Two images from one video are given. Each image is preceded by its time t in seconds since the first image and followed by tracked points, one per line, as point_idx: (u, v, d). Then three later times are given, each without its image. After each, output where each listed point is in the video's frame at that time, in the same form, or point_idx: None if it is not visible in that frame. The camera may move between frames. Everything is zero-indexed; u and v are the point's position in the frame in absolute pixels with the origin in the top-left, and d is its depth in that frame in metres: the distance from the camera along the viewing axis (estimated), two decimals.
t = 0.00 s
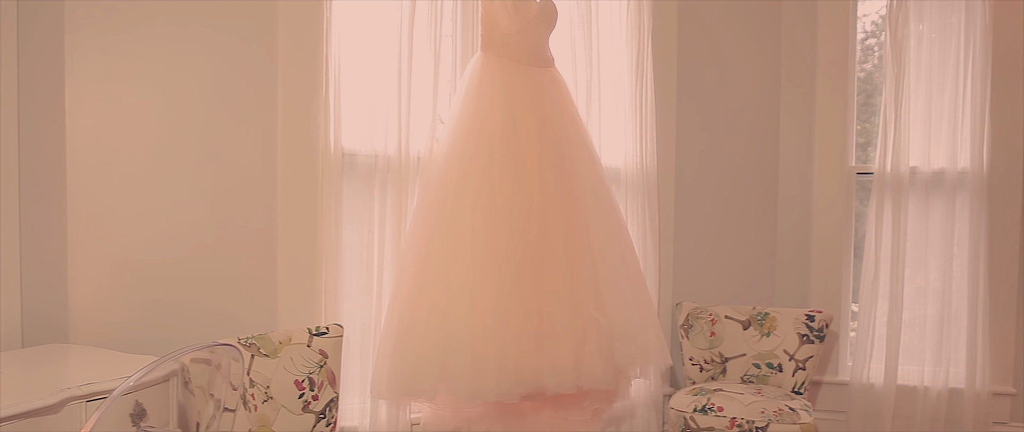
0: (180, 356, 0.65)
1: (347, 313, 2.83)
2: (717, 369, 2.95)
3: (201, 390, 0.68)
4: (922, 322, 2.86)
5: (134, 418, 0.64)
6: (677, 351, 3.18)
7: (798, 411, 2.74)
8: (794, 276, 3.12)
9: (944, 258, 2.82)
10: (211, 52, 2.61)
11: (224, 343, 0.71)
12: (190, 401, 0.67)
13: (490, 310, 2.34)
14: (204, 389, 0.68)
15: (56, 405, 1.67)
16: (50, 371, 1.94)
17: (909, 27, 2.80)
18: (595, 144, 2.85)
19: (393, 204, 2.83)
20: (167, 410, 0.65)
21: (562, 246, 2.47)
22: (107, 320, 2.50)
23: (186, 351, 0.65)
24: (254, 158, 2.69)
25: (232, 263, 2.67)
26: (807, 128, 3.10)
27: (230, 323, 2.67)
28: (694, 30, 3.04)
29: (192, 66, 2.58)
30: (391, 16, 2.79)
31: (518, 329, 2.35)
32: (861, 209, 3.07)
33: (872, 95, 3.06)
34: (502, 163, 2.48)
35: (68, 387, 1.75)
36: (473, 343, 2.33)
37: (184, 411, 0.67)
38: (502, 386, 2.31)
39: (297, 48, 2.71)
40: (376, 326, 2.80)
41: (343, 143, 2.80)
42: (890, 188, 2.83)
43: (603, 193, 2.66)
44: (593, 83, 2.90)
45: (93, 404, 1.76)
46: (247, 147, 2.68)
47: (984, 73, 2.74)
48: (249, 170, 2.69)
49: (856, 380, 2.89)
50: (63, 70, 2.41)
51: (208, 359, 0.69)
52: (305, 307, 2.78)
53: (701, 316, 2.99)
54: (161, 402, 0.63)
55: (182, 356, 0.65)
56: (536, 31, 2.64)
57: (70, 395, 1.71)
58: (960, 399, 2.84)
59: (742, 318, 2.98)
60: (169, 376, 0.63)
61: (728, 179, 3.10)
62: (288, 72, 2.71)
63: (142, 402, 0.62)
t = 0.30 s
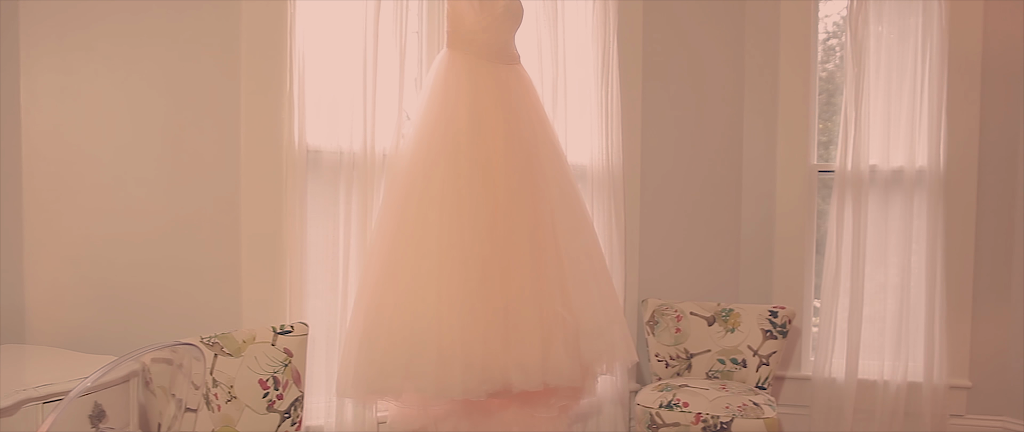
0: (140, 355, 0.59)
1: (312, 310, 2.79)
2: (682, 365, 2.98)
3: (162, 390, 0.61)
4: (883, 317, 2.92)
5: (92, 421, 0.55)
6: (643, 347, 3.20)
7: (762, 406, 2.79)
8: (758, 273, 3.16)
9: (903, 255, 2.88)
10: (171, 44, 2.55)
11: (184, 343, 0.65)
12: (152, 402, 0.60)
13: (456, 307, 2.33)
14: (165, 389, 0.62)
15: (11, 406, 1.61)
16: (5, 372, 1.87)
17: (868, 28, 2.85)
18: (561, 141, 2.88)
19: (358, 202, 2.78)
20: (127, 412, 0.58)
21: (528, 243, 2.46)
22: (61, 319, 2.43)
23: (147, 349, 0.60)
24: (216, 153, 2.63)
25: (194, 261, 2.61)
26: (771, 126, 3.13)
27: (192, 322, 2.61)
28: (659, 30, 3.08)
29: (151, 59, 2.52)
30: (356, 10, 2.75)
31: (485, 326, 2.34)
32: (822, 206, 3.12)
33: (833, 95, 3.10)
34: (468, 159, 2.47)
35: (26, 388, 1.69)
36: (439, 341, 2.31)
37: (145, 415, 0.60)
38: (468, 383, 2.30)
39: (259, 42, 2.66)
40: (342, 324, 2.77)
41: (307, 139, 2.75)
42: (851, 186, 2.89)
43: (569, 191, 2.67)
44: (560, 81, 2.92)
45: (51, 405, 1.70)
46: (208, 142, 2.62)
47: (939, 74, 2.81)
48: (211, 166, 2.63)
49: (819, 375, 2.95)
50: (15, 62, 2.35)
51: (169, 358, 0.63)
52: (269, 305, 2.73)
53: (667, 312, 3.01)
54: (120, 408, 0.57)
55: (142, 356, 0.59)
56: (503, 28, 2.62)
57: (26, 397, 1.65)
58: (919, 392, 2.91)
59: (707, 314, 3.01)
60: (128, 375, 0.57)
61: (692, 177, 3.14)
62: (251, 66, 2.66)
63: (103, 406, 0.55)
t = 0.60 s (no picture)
0: (98, 357, 0.68)
1: (275, 308, 2.76)
2: (646, 361, 3.03)
3: (120, 390, 0.70)
4: (841, 313, 3.00)
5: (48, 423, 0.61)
6: (608, 344, 3.24)
7: (724, 401, 2.85)
8: (721, 270, 3.21)
9: (860, 251, 2.95)
10: (129, 35, 2.48)
11: (142, 345, 0.73)
12: (109, 402, 0.69)
13: (421, 303, 2.32)
14: (124, 389, 0.70)
15: None
16: None
17: (827, 29, 2.92)
18: (526, 139, 2.91)
19: (321, 199, 2.78)
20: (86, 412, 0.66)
21: (493, 240, 2.47)
22: (9, 321, 2.32)
23: (104, 351, 0.68)
24: (175, 148, 2.58)
25: (154, 258, 2.55)
26: (733, 125, 3.19)
27: (151, 322, 2.55)
28: (621, 30, 3.12)
29: (106, 50, 2.45)
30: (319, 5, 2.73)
31: (450, 323, 2.34)
32: (782, 203, 3.15)
33: (794, 94, 3.13)
34: (432, 156, 2.46)
35: None
36: (404, 338, 2.30)
37: (104, 413, 0.69)
38: (433, 381, 2.29)
39: (219, 34, 2.61)
40: (305, 322, 2.74)
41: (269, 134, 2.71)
42: (810, 184, 2.95)
43: (534, 190, 2.68)
44: (524, 80, 2.94)
45: (2, 409, 1.53)
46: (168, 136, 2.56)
47: (895, 75, 2.88)
48: (170, 161, 2.57)
49: (780, 369, 3.02)
50: None
51: (128, 359, 0.71)
52: (229, 304, 2.67)
53: (630, 309, 3.06)
54: (79, 405, 0.65)
55: (98, 356, 0.67)
56: (467, 24, 2.62)
57: None
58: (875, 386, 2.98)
59: (670, 310, 3.07)
60: (87, 378, 0.65)
61: (654, 175, 3.18)
62: (211, 59, 2.60)
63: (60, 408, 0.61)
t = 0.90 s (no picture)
0: (49, 359, 0.70)
1: (234, 307, 2.72)
2: (608, 358, 3.04)
3: (72, 393, 0.73)
4: (800, 308, 3.04)
5: None
6: (571, 341, 3.25)
7: (685, 396, 2.88)
8: (683, 266, 3.23)
9: (817, 248, 3.00)
10: (80, 29, 2.43)
11: (96, 345, 0.76)
12: (61, 405, 0.72)
13: (383, 301, 2.31)
14: (75, 392, 0.74)
15: None
16: None
17: (785, 29, 2.96)
18: (488, 136, 2.90)
19: (282, 196, 2.74)
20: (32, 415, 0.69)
21: (455, 238, 2.46)
22: None
23: (53, 352, 0.70)
24: (130, 145, 2.53)
25: (108, 258, 2.51)
26: (693, 123, 3.22)
27: (105, 322, 2.51)
28: (584, 28, 3.13)
29: (56, 45, 2.39)
30: None
31: (412, 320, 2.33)
32: (742, 200, 3.18)
33: (754, 93, 3.16)
34: (393, 154, 2.44)
35: None
36: (366, 337, 2.28)
37: (54, 416, 0.71)
38: (397, 378, 2.28)
39: (175, 30, 2.57)
40: (266, 321, 2.70)
41: (228, 130, 2.67)
42: (768, 182, 2.99)
43: (496, 187, 2.68)
44: (486, 77, 2.93)
45: None
46: (122, 133, 2.52)
47: (850, 75, 2.93)
48: (125, 158, 2.53)
49: (739, 365, 3.06)
50: None
51: (80, 360, 0.74)
52: (187, 304, 2.63)
53: (593, 306, 3.07)
54: (21, 406, 0.67)
55: (50, 358, 0.70)
56: (429, 21, 2.60)
57: None
58: (833, 380, 3.02)
59: (632, 307, 3.08)
60: (36, 379, 0.68)
61: (617, 173, 3.19)
62: (166, 55, 2.56)
63: None
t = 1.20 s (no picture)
0: None
1: (191, 307, 2.65)
2: (570, 354, 3.06)
3: (21, 394, 0.88)
4: (758, 304, 3.07)
5: None
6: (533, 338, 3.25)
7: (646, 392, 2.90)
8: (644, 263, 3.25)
9: (776, 244, 3.03)
10: (30, 21, 2.36)
11: (42, 348, 0.93)
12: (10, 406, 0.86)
13: (344, 298, 2.28)
14: (23, 393, 0.88)
15: None
16: None
17: (743, 29, 2.99)
18: (450, 133, 2.88)
19: (240, 196, 2.68)
20: None
21: (417, 235, 2.43)
22: None
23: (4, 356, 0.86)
24: (81, 140, 2.47)
25: (59, 256, 2.44)
26: (654, 121, 3.24)
27: (56, 322, 2.44)
28: (546, 26, 3.13)
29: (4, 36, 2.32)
30: None
31: (373, 317, 2.30)
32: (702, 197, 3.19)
33: (714, 92, 3.19)
34: (355, 149, 2.40)
35: None
36: (326, 337, 2.25)
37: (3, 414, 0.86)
38: (357, 376, 2.26)
39: (129, 24, 2.53)
40: (224, 320, 2.65)
41: (185, 126, 2.62)
42: (728, 179, 3.02)
43: (458, 186, 2.67)
44: (448, 74, 2.91)
45: None
46: (73, 128, 2.45)
47: (807, 74, 2.97)
48: (77, 154, 2.46)
49: (700, 360, 3.08)
50: None
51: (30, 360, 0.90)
52: (141, 303, 2.58)
53: (555, 303, 3.08)
54: None
55: None
56: (390, 18, 2.58)
57: None
58: (792, 375, 3.06)
59: (594, 304, 3.10)
60: None
61: (579, 170, 3.20)
62: (121, 50, 2.52)
63: None
